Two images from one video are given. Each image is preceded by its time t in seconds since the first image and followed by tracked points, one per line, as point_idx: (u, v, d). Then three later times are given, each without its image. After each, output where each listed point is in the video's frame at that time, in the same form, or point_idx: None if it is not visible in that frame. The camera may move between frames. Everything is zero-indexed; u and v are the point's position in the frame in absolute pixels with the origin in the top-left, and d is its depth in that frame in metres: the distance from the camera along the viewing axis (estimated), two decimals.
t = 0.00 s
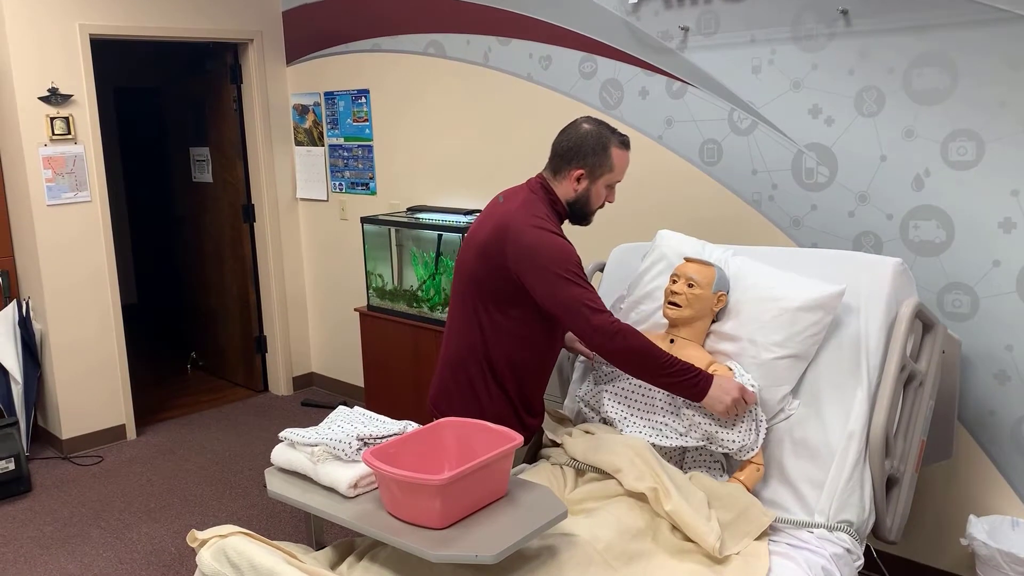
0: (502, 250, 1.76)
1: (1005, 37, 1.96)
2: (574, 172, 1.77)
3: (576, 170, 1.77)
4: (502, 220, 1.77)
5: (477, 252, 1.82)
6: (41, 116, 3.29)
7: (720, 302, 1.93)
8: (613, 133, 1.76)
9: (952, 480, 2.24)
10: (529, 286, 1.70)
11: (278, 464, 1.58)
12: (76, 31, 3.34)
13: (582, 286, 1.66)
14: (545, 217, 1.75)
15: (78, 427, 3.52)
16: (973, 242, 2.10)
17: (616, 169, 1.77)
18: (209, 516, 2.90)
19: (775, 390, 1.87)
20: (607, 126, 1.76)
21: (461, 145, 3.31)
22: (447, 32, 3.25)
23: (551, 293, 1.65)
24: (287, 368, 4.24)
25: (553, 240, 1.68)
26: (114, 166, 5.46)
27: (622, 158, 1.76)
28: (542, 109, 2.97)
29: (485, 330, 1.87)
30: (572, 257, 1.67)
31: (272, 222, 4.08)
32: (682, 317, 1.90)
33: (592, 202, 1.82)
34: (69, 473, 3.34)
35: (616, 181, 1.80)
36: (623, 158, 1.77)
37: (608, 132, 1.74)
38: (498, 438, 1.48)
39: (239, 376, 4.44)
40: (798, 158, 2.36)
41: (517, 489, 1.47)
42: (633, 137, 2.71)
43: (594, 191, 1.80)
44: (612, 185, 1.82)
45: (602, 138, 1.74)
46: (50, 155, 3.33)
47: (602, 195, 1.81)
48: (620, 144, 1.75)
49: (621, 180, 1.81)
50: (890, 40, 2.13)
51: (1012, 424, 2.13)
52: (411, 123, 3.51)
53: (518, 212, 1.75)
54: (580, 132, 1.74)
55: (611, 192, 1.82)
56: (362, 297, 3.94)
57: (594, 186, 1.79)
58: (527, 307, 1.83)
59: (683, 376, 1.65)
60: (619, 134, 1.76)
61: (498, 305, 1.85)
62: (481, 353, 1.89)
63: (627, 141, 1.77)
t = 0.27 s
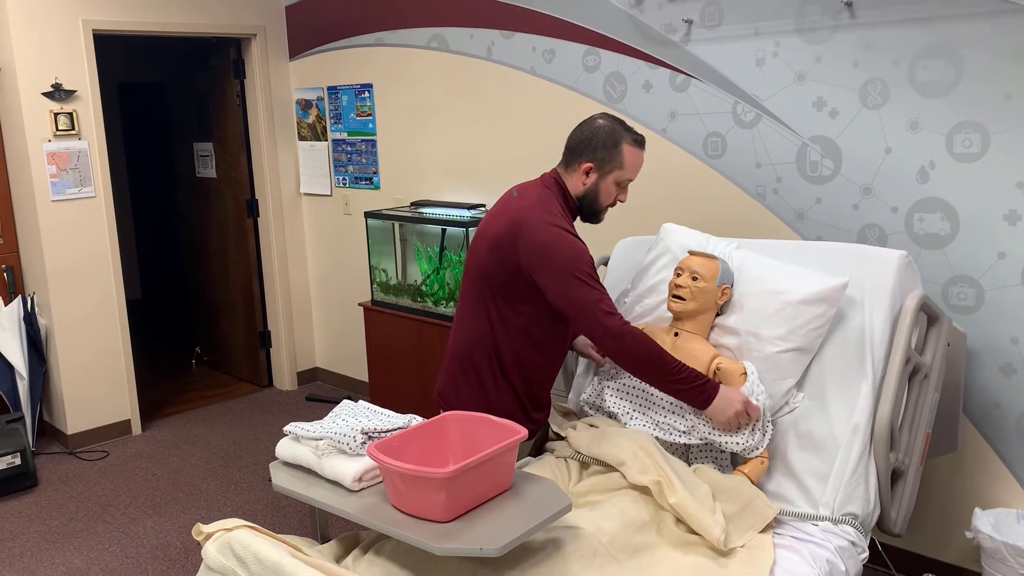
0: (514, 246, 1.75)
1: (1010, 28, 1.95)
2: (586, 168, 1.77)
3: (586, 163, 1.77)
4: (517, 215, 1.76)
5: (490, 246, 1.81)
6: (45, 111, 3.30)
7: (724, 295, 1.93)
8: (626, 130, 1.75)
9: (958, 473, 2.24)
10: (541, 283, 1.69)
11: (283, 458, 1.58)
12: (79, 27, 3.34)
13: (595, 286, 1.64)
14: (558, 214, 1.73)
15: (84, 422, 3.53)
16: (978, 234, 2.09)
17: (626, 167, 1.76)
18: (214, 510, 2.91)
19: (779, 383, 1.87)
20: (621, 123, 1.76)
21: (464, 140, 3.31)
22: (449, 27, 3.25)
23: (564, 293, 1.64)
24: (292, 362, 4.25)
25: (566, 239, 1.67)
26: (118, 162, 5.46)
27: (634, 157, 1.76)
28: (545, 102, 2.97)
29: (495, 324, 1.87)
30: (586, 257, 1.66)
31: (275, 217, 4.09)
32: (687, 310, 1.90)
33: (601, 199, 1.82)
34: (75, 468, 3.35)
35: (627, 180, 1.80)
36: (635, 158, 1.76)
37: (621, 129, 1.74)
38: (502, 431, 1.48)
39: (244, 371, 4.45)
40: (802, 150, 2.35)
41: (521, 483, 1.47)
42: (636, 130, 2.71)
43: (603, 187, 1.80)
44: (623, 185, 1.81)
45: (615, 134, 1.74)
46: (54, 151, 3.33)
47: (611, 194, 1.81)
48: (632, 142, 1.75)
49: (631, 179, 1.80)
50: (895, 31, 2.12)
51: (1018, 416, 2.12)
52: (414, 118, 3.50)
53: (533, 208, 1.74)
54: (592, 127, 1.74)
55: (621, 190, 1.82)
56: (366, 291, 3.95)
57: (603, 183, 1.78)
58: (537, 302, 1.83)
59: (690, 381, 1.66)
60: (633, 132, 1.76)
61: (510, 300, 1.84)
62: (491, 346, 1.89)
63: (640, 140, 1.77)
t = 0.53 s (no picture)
0: (504, 240, 1.76)
1: (1013, 24, 1.95)
2: (582, 166, 1.76)
3: (581, 158, 1.76)
4: (511, 209, 1.77)
5: (485, 241, 1.82)
6: (48, 107, 3.30)
7: (726, 291, 1.93)
8: (628, 132, 1.74)
9: (959, 468, 2.25)
10: (521, 279, 1.69)
11: (286, 453, 1.58)
12: (82, 23, 3.35)
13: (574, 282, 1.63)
14: (550, 211, 1.73)
15: (87, 417, 3.54)
16: (980, 230, 2.09)
17: (621, 169, 1.73)
18: (218, 505, 2.91)
19: (780, 379, 1.87)
20: (622, 125, 1.74)
21: (466, 136, 3.31)
22: (452, 22, 3.25)
23: (536, 291, 1.64)
24: (294, 359, 4.25)
25: (549, 237, 1.66)
26: (120, 158, 5.47)
27: (630, 160, 1.73)
28: (547, 98, 2.97)
29: (490, 318, 1.88)
30: (563, 257, 1.65)
31: (278, 213, 4.09)
32: (689, 305, 1.90)
33: (593, 199, 1.80)
34: (78, 463, 3.36)
35: (622, 184, 1.77)
36: (632, 161, 1.73)
37: (622, 131, 1.72)
38: (506, 426, 1.49)
39: (247, 367, 4.46)
40: (804, 146, 2.36)
41: (525, 477, 1.47)
42: (639, 126, 2.71)
43: (596, 186, 1.78)
44: (618, 189, 1.78)
45: (615, 135, 1.72)
46: (57, 147, 3.33)
47: (603, 195, 1.79)
48: (632, 145, 1.72)
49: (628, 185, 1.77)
50: (897, 27, 2.12)
51: (1019, 412, 2.12)
52: (416, 114, 3.50)
53: (526, 202, 1.75)
54: (593, 125, 1.74)
55: (615, 193, 1.79)
56: (368, 287, 3.95)
57: (596, 182, 1.76)
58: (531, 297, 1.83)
59: (644, 388, 1.63)
60: (635, 137, 1.74)
61: (504, 294, 1.84)
62: (488, 340, 1.90)
63: (642, 145, 1.74)
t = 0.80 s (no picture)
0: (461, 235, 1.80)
1: (1014, 23, 1.95)
2: (537, 158, 1.72)
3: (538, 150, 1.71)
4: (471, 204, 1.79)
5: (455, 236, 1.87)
6: (48, 104, 3.30)
7: (726, 289, 1.93)
8: (585, 121, 1.66)
9: (959, 466, 2.25)
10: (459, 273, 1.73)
11: (286, 450, 1.58)
12: (82, 20, 3.34)
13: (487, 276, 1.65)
14: (504, 206, 1.71)
15: (87, 414, 3.54)
16: (980, 229, 2.09)
17: (573, 160, 1.66)
18: (218, 503, 2.92)
19: (781, 377, 1.87)
20: (578, 115, 1.66)
21: (467, 133, 3.31)
22: (453, 20, 3.25)
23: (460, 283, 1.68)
24: (294, 356, 4.26)
25: (488, 233, 1.65)
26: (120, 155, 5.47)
27: (583, 151, 1.65)
28: (548, 96, 2.97)
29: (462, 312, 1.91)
30: (495, 256, 1.65)
31: (278, 210, 4.09)
32: (689, 303, 1.91)
33: (553, 192, 1.73)
34: (78, 460, 3.36)
35: (579, 177, 1.69)
36: (584, 152, 1.65)
37: (576, 120, 1.65)
38: (506, 423, 1.49)
39: (247, 364, 4.46)
40: (805, 145, 2.36)
41: (525, 474, 1.48)
42: (640, 124, 2.71)
43: (554, 179, 1.71)
44: (576, 181, 1.70)
45: (567, 125, 1.66)
46: (58, 144, 3.33)
47: (562, 188, 1.71)
48: (584, 135, 1.65)
49: (588, 177, 1.69)
50: (898, 26, 2.12)
51: (1019, 410, 2.13)
52: (417, 111, 3.50)
53: (485, 197, 1.74)
54: (548, 116, 1.69)
55: (574, 186, 1.71)
56: (369, 285, 3.95)
57: (552, 174, 1.70)
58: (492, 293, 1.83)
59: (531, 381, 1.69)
60: (591, 126, 1.65)
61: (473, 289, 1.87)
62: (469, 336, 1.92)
63: (598, 135, 1.65)
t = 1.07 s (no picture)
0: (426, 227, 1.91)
1: (1015, 26, 1.95)
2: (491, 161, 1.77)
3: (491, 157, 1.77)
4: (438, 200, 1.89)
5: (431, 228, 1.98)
6: (50, 105, 3.31)
7: (726, 291, 1.94)
8: (532, 124, 1.69)
9: (959, 469, 2.25)
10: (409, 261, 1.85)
11: (288, 451, 1.59)
12: (84, 21, 3.35)
13: (419, 268, 1.75)
14: (457, 205, 1.79)
15: (88, 415, 3.55)
16: (980, 232, 2.10)
17: (520, 163, 1.70)
18: (218, 503, 2.92)
19: (780, 379, 1.87)
20: (524, 118, 1.70)
21: (468, 135, 3.32)
22: (454, 22, 3.25)
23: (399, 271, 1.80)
24: (295, 358, 4.26)
25: (433, 228, 1.76)
26: (121, 156, 5.48)
27: (528, 153, 1.68)
28: (549, 99, 2.98)
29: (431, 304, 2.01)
30: (433, 249, 1.75)
31: (279, 212, 4.09)
32: (689, 306, 1.91)
33: (510, 195, 1.77)
34: (79, 461, 3.36)
35: (530, 178, 1.72)
36: (530, 155, 1.68)
37: (521, 123, 1.69)
38: (506, 424, 1.49)
39: (247, 365, 4.47)
40: (805, 147, 2.36)
41: (526, 476, 1.48)
42: (641, 127, 2.71)
43: (508, 183, 1.75)
44: (530, 183, 1.73)
45: (512, 128, 1.70)
46: (59, 145, 3.33)
47: (517, 190, 1.75)
48: (529, 138, 1.68)
49: (539, 179, 1.72)
50: (899, 29, 2.13)
51: (1019, 413, 2.13)
52: (418, 113, 3.51)
53: (445, 195, 1.84)
54: (497, 121, 1.73)
55: (529, 188, 1.74)
56: (369, 286, 3.95)
57: (505, 178, 1.75)
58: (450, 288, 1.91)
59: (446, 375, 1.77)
60: (536, 129, 1.68)
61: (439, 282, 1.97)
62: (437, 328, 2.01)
63: (544, 138, 1.68)
